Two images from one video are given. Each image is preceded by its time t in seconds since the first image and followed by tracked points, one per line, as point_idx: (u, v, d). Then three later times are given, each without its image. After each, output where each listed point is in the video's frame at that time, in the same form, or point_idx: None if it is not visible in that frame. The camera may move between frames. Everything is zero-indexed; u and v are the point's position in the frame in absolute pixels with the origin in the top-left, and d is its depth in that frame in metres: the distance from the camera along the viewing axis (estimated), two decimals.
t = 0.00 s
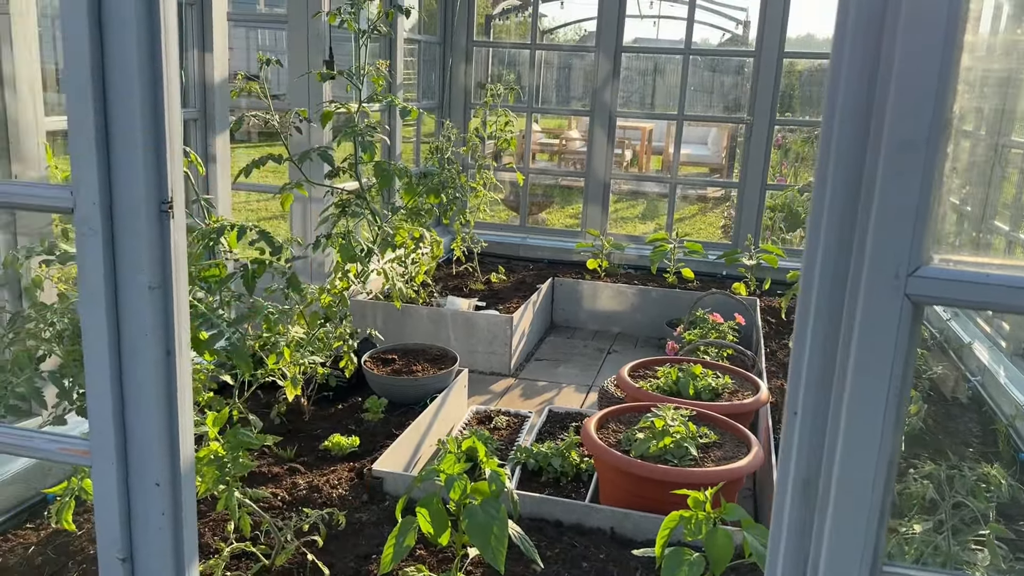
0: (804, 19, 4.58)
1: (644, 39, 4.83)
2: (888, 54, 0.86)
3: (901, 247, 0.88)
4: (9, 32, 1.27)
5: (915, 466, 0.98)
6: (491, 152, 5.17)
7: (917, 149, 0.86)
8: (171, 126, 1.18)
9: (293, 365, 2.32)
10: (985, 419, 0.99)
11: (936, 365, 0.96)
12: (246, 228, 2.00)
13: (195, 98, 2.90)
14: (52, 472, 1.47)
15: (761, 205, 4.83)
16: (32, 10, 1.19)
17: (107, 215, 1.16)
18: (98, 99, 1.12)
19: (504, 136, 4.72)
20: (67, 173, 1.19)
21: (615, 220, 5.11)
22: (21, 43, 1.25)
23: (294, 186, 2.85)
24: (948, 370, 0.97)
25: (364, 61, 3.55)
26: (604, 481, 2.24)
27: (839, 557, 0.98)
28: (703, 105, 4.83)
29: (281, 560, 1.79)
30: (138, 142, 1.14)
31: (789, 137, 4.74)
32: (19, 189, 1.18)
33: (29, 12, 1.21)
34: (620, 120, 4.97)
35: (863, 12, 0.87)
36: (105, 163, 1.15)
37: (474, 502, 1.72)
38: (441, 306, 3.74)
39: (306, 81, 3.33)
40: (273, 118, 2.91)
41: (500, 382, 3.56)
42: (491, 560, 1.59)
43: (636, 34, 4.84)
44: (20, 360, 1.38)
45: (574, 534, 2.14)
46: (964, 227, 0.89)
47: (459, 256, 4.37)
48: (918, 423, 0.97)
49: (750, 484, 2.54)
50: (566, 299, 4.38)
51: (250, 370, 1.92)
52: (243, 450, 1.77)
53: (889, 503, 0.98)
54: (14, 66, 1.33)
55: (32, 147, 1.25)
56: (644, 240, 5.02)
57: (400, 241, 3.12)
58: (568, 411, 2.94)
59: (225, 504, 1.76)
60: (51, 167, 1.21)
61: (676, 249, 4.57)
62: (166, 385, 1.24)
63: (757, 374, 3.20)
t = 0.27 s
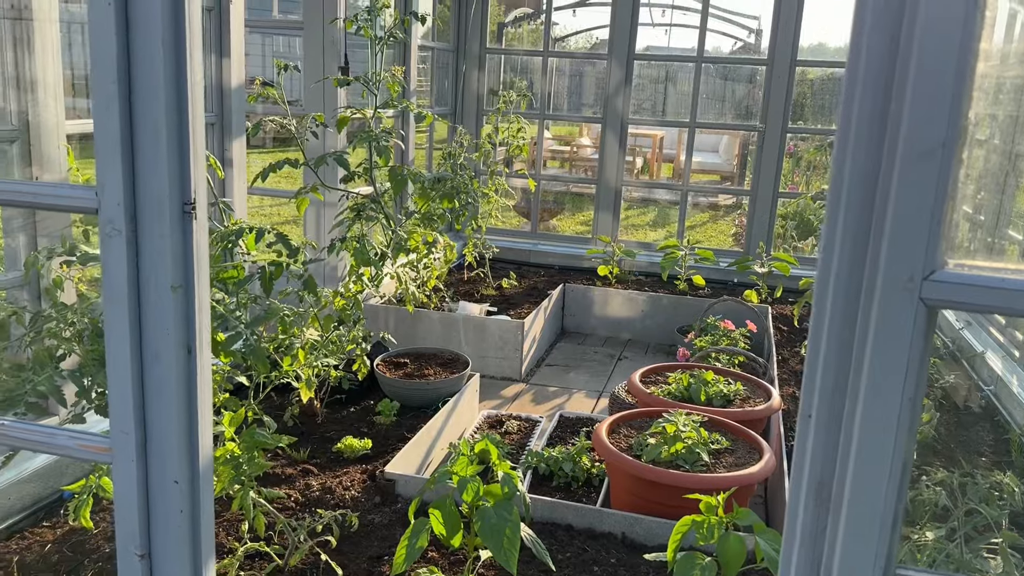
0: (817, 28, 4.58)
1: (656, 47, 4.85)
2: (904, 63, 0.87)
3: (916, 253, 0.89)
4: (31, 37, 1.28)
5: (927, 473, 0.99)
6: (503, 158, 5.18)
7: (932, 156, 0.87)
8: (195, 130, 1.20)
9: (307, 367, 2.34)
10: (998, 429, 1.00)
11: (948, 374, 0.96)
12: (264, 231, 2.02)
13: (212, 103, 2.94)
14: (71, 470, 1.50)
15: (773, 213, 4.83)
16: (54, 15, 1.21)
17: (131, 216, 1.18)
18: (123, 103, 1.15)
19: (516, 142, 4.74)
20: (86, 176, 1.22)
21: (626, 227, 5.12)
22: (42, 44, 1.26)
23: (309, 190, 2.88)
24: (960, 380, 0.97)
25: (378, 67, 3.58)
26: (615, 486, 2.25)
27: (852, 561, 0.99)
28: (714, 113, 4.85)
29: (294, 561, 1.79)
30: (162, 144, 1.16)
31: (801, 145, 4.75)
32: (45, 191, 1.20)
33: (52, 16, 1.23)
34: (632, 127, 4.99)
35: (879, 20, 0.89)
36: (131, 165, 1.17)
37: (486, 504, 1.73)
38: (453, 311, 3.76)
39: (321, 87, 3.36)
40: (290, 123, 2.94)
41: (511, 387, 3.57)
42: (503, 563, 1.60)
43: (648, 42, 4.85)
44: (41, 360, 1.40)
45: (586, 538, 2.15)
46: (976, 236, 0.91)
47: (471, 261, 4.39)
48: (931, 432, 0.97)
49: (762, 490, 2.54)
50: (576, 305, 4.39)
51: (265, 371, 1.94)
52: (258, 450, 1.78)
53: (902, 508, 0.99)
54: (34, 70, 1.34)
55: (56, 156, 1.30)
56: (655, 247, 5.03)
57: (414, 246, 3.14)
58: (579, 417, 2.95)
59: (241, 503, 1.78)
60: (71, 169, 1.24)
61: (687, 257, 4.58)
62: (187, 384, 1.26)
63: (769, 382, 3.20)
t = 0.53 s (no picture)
0: (826, 39, 4.59)
1: (664, 58, 4.86)
2: (905, 74, 0.88)
3: (917, 262, 0.90)
4: (46, 46, 1.32)
5: (933, 483, 0.99)
6: (511, 168, 5.21)
7: (933, 166, 0.88)
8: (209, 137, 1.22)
9: (315, 374, 2.35)
10: (1007, 439, 0.99)
11: (956, 386, 0.97)
12: (274, 239, 2.04)
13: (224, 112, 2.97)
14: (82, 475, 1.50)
15: (781, 223, 4.84)
16: (68, 26, 1.23)
17: (144, 223, 1.20)
18: (138, 111, 1.17)
19: (524, 152, 4.76)
20: (99, 183, 1.24)
21: (634, 236, 5.13)
22: (56, 51, 1.28)
23: (319, 199, 2.90)
24: (969, 391, 0.97)
25: (388, 77, 3.61)
26: (621, 496, 2.25)
27: (854, 568, 0.99)
28: (723, 123, 4.86)
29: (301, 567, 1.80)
30: (174, 152, 1.18)
31: (810, 155, 4.76)
32: (59, 198, 1.22)
33: (66, 26, 1.25)
34: (640, 137, 5.00)
35: (880, 32, 0.90)
36: (144, 172, 1.19)
37: (492, 511, 1.74)
38: (460, 320, 3.77)
39: (332, 97, 3.40)
40: (301, 132, 2.97)
41: (518, 396, 3.58)
42: (509, 570, 1.61)
43: (656, 52, 4.87)
44: (53, 365, 1.42)
45: (591, 547, 2.15)
46: (985, 246, 0.92)
47: (479, 270, 4.41)
48: (938, 442, 0.98)
49: (768, 500, 2.54)
50: (584, 314, 4.40)
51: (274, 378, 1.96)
52: (266, 455, 1.82)
53: (905, 516, 0.99)
54: (47, 79, 1.36)
55: (66, 161, 1.30)
56: (662, 256, 5.03)
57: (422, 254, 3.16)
58: (586, 425, 2.96)
59: (249, 509, 1.80)
60: (84, 177, 1.25)
61: (695, 266, 4.58)
62: (197, 388, 1.27)
63: (776, 391, 3.20)
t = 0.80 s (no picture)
0: (831, 49, 4.61)
1: (670, 69, 4.89)
2: (904, 85, 0.90)
3: (916, 269, 0.91)
4: (57, 58, 1.35)
5: (937, 491, 1.01)
6: (518, 178, 5.23)
7: (931, 175, 0.89)
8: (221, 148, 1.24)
9: (323, 382, 2.38)
10: (1012, 450, 1.02)
11: (962, 397, 0.99)
12: (283, 247, 2.06)
13: (233, 122, 3.00)
14: (92, 480, 1.53)
15: (787, 233, 4.85)
16: (80, 38, 1.26)
17: (156, 231, 1.22)
18: (150, 121, 1.19)
19: (530, 162, 4.78)
20: (111, 193, 1.26)
21: (640, 246, 5.15)
22: (66, 65, 1.32)
23: (327, 209, 2.92)
24: (975, 401, 1.01)
25: (395, 89, 3.65)
26: (627, 504, 2.26)
27: (856, 572, 1.01)
28: (728, 133, 4.88)
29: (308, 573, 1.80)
30: (186, 162, 1.20)
31: (815, 166, 4.77)
32: (72, 206, 1.24)
33: (79, 38, 1.28)
34: (646, 147, 5.02)
35: (878, 45, 0.92)
36: (156, 181, 1.21)
37: (498, 518, 1.75)
38: (466, 329, 3.79)
39: (339, 108, 3.43)
40: (309, 142, 2.99)
41: (524, 405, 3.59)
42: None
43: (663, 63, 4.89)
44: (64, 373, 1.45)
45: (597, 555, 2.16)
46: (991, 254, 0.93)
47: (485, 280, 4.43)
48: (944, 452, 1.01)
49: (773, 509, 2.54)
50: (590, 324, 4.41)
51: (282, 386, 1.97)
52: (275, 461, 1.81)
53: (906, 522, 1.00)
54: (57, 90, 1.39)
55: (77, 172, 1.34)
56: (668, 266, 5.05)
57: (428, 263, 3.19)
58: (591, 434, 2.97)
59: (256, 515, 1.81)
60: (96, 187, 1.28)
61: (701, 276, 4.60)
62: (207, 394, 1.29)
63: (781, 401, 3.20)
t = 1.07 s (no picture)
0: (834, 60, 4.63)
1: (674, 80, 4.91)
2: (892, 98, 0.92)
3: (905, 280, 0.93)
4: (65, 71, 1.37)
5: (936, 501, 1.01)
6: (521, 189, 5.25)
7: (919, 187, 0.91)
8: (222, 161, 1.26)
9: (325, 392, 2.39)
10: (1014, 459, 1.01)
11: (964, 405, 1.01)
12: (285, 258, 2.08)
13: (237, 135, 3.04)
14: (95, 490, 1.54)
15: (789, 243, 4.86)
16: (85, 52, 1.28)
17: (158, 244, 1.24)
18: (153, 135, 1.21)
19: (533, 173, 4.80)
20: (114, 205, 1.28)
21: (643, 256, 5.16)
22: (72, 77, 1.35)
23: (330, 220, 2.94)
24: (977, 411, 1.03)
25: (399, 101, 3.67)
26: (627, 514, 2.26)
27: None
28: (731, 144, 4.90)
29: None
30: (188, 175, 1.22)
31: (818, 176, 4.79)
32: (77, 218, 1.26)
33: (85, 52, 1.30)
34: (649, 157, 5.04)
35: (867, 59, 0.93)
36: (158, 194, 1.23)
37: (497, 528, 1.75)
38: (469, 339, 3.80)
39: (343, 120, 3.45)
40: (312, 154, 3.02)
41: (527, 415, 3.60)
42: None
43: (666, 74, 4.92)
44: (68, 383, 1.46)
45: (597, 565, 2.16)
46: (993, 266, 0.93)
47: (488, 290, 4.44)
48: (944, 461, 1.01)
49: (774, 520, 2.54)
50: (593, 334, 4.42)
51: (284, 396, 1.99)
52: (276, 471, 1.83)
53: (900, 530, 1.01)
54: (63, 102, 1.41)
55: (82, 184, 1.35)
56: (671, 276, 5.06)
57: (430, 273, 3.20)
58: (593, 444, 2.97)
59: (258, 525, 1.83)
60: (100, 199, 1.29)
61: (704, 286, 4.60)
62: (208, 404, 1.31)
63: (783, 411, 3.20)
